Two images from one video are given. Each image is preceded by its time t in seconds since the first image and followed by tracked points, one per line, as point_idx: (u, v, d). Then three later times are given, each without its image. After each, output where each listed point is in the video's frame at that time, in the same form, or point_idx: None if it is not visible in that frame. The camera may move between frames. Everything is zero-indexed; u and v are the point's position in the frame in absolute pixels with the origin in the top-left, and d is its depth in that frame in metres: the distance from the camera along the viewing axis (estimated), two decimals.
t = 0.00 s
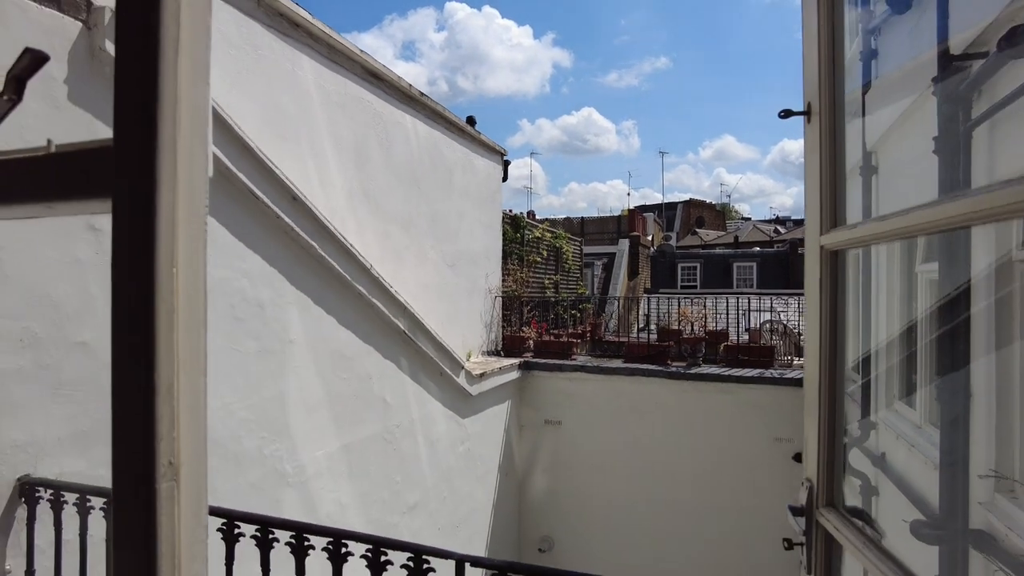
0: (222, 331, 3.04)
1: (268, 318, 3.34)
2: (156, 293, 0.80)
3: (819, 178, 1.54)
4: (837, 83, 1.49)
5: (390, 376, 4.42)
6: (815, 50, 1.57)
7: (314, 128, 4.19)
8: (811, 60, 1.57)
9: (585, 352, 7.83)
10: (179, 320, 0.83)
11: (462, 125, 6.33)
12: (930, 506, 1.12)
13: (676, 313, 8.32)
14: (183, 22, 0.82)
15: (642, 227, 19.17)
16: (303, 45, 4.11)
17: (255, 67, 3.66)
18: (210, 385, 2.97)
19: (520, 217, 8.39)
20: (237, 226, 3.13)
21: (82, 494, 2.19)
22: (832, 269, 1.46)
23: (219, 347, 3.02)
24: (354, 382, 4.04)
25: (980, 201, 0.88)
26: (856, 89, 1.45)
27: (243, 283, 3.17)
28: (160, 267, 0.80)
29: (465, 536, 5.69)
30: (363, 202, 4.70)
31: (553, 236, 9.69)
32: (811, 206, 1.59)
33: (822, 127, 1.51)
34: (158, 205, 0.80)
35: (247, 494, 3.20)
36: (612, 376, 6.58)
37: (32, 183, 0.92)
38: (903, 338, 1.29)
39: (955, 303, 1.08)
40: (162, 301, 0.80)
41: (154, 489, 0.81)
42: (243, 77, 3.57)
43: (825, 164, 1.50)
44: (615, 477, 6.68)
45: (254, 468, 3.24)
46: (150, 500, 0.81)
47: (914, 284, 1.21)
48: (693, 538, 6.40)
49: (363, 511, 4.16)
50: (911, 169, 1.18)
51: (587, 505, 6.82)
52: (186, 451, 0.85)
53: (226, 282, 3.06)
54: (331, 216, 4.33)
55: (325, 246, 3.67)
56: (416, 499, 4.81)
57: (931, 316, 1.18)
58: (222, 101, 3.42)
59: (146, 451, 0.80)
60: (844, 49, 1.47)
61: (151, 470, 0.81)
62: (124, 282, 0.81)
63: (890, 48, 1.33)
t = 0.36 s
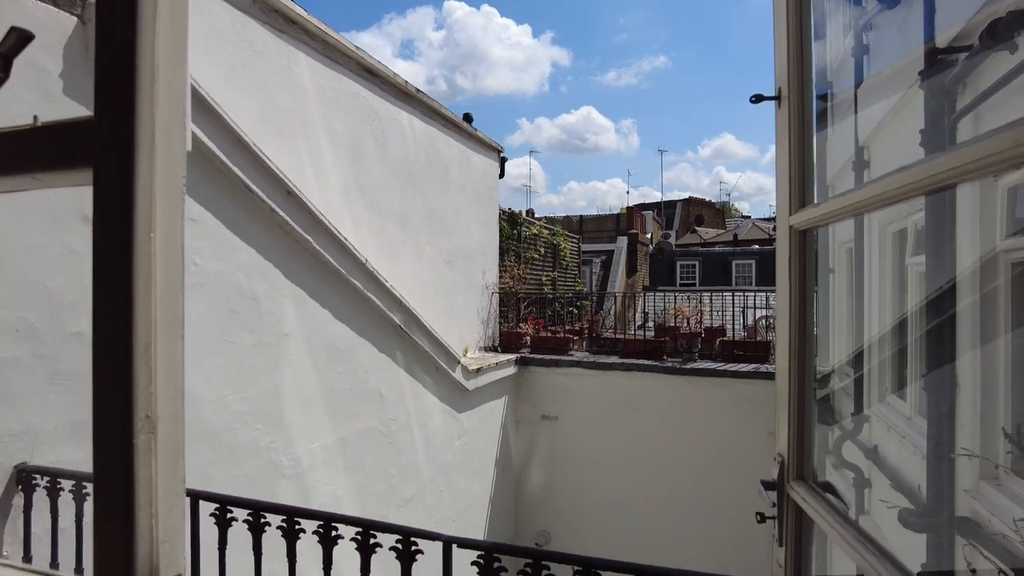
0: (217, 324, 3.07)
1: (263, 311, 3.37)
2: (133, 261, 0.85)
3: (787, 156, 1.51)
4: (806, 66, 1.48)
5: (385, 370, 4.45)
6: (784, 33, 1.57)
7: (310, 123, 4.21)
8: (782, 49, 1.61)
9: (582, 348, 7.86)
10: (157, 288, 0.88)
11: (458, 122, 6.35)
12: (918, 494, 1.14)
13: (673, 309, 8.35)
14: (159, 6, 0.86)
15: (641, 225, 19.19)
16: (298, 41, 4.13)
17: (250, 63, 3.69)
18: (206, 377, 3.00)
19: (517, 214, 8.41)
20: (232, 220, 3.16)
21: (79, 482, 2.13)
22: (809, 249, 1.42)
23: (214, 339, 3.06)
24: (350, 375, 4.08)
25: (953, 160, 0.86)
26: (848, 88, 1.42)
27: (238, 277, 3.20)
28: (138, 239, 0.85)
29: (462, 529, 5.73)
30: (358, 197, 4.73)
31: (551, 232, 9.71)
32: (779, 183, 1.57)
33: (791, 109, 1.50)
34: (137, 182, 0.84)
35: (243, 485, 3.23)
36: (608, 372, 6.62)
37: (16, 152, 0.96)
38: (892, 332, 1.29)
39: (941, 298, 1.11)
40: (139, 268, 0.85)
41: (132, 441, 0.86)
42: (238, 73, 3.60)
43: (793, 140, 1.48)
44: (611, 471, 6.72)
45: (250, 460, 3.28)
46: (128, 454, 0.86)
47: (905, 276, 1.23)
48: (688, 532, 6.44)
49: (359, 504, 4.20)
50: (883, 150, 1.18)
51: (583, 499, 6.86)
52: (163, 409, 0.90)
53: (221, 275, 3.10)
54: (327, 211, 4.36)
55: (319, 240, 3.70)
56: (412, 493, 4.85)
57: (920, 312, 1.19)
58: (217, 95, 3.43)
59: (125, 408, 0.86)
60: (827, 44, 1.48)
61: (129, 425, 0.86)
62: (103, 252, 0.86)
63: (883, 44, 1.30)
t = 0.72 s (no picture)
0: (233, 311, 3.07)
1: (279, 299, 3.37)
2: (131, 192, 0.90)
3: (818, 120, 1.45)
4: (838, 30, 1.39)
5: (402, 360, 4.43)
6: None
7: (326, 113, 4.21)
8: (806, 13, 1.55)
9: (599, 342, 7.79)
10: (154, 223, 0.93)
11: (475, 114, 6.33)
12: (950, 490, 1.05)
13: (692, 304, 8.24)
14: None
15: (660, 221, 19.01)
16: (314, 30, 4.13)
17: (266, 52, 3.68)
18: (221, 363, 3.00)
19: (534, 208, 8.37)
20: (248, 206, 3.16)
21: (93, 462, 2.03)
22: (841, 210, 1.39)
23: (230, 326, 3.06)
24: (366, 365, 4.06)
25: (986, 91, 0.84)
26: (870, 76, 1.34)
27: (255, 264, 3.20)
28: (135, 171, 0.90)
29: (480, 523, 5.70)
30: (374, 187, 4.72)
31: (568, 227, 9.64)
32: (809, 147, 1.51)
33: (821, 66, 1.42)
34: (134, 120, 0.90)
35: (260, 473, 3.23)
36: (626, 366, 6.55)
37: (20, 91, 0.97)
38: (920, 322, 1.20)
39: (972, 287, 1.03)
40: (135, 198, 0.90)
41: (127, 377, 0.90)
42: (254, 61, 3.59)
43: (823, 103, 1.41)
44: (629, 466, 6.64)
45: (266, 447, 3.27)
46: (124, 389, 0.90)
47: (933, 267, 1.15)
48: (708, 529, 6.34)
49: (376, 494, 4.18)
50: (907, 117, 1.12)
51: (601, 494, 6.79)
52: (159, 350, 0.95)
53: (238, 261, 3.10)
54: (343, 201, 4.36)
55: (335, 228, 3.68)
56: (429, 484, 4.82)
57: (948, 301, 1.11)
58: (233, 83, 3.44)
59: (121, 341, 0.90)
60: (851, 31, 1.39)
61: (125, 361, 0.90)
62: (101, 186, 0.91)
63: (906, 32, 1.22)
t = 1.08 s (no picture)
0: (284, 300, 3.08)
1: (329, 289, 3.36)
2: (149, 119, 0.82)
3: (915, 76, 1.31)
4: None
5: (451, 353, 4.39)
6: None
7: (376, 105, 4.20)
8: None
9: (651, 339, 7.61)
10: (176, 154, 0.85)
11: (524, 106, 6.25)
12: None
13: (748, 300, 7.96)
14: None
15: (712, 217, 18.52)
16: (363, 22, 4.13)
17: (316, 43, 3.69)
18: (272, 351, 3.01)
19: (583, 201, 8.24)
20: (298, 196, 3.16)
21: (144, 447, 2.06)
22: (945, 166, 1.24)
23: (281, 315, 3.07)
24: (415, 357, 4.03)
25: None
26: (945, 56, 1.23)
27: (305, 254, 3.20)
28: (156, 98, 0.83)
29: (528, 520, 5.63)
30: (423, 180, 4.70)
31: (619, 222, 9.46)
32: (905, 106, 1.36)
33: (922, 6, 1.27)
34: (153, 41, 0.82)
35: (310, 462, 3.23)
36: (680, 363, 6.36)
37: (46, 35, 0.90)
38: (1000, 317, 1.13)
39: None
40: (154, 125, 0.82)
41: (145, 325, 0.83)
42: (304, 52, 3.60)
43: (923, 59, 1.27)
44: (682, 465, 6.45)
45: (316, 436, 3.27)
46: (142, 338, 0.83)
47: None
48: (765, 532, 6.10)
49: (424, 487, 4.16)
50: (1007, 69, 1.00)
51: (652, 494, 6.62)
52: (182, 298, 0.87)
53: (289, 250, 3.11)
54: (392, 193, 4.34)
55: (385, 218, 3.66)
56: (478, 479, 4.78)
57: None
58: (284, 74, 3.46)
59: (138, 285, 0.82)
60: None
61: (143, 307, 0.83)
62: (120, 116, 0.84)
63: (985, 8, 1.15)
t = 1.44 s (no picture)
0: (344, 297, 3.08)
1: (390, 287, 3.34)
2: (118, 105, 0.84)
3: None
4: None
5: (512, 353, 4.31)
6: None
7: (436, 102, 4.17)
8: None
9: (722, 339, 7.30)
10: (150, 141, 0.87)
11: (588, 101, 6.10)
12: None
13: (827, 300, 7.52)
14: None
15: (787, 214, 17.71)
16: (423, 19, 4.10)
17: (376, 41, 3.69)
18: (333, 349, 3.01)
19: (650, 198, 8.00)
20: (359, 194, 3.16)
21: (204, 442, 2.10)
22: None
23: (342, 313, 3.07)
24: (476, 357, 3.98)
25: None
26: None
27: (366, 252, 3.19)
28: (126, 89, 0.84)
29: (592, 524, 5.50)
30: (485, 177, 4.65)
31: (688, 218, 9.14)
32: None
33: None
34: (120, 16, 0.83)
35: (370, 461, 3.22)
36: (754, 365, 6.07)
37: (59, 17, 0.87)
38: None
39: None
40: (125, 111, 0.84)
41: (112, 315, 0.84)
42: (365, 51, 3.61)
43: None
44: (756, 473, 6.15)
45: (377, 435, 3.26)
46: (109, 330, 0.84)
47: None
48: (846, 547, 5.71)
49: (486, 488, 4.10)
50: None
51: (724, 502, 6.33)
52: (157, 289, 0.89)
53: (350, 249, 3.11)
54: (453, 191, 4.31)
55: (445, 216, 3.61)
56: (541, 481, 4.68)
57: None
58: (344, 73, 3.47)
59: (102, 276, 0.84)
60: None
61: (111, 298, 0.84)
62: (88, 107, 0.85)
63: None
